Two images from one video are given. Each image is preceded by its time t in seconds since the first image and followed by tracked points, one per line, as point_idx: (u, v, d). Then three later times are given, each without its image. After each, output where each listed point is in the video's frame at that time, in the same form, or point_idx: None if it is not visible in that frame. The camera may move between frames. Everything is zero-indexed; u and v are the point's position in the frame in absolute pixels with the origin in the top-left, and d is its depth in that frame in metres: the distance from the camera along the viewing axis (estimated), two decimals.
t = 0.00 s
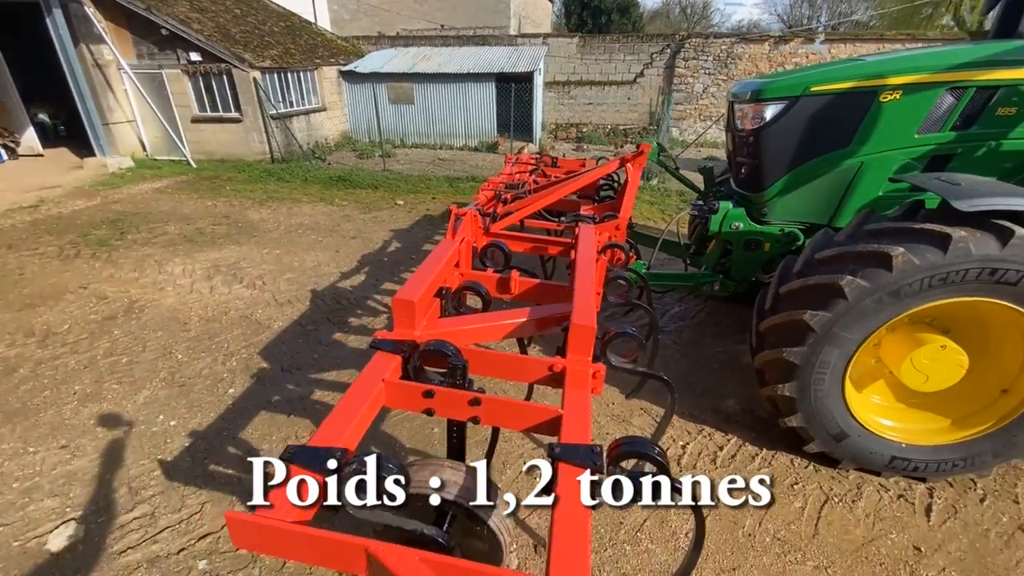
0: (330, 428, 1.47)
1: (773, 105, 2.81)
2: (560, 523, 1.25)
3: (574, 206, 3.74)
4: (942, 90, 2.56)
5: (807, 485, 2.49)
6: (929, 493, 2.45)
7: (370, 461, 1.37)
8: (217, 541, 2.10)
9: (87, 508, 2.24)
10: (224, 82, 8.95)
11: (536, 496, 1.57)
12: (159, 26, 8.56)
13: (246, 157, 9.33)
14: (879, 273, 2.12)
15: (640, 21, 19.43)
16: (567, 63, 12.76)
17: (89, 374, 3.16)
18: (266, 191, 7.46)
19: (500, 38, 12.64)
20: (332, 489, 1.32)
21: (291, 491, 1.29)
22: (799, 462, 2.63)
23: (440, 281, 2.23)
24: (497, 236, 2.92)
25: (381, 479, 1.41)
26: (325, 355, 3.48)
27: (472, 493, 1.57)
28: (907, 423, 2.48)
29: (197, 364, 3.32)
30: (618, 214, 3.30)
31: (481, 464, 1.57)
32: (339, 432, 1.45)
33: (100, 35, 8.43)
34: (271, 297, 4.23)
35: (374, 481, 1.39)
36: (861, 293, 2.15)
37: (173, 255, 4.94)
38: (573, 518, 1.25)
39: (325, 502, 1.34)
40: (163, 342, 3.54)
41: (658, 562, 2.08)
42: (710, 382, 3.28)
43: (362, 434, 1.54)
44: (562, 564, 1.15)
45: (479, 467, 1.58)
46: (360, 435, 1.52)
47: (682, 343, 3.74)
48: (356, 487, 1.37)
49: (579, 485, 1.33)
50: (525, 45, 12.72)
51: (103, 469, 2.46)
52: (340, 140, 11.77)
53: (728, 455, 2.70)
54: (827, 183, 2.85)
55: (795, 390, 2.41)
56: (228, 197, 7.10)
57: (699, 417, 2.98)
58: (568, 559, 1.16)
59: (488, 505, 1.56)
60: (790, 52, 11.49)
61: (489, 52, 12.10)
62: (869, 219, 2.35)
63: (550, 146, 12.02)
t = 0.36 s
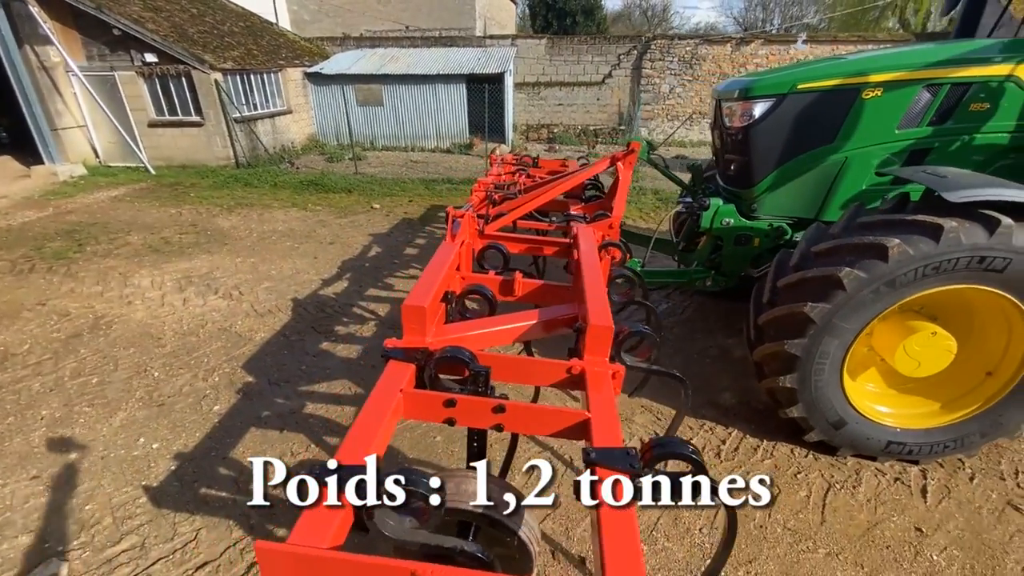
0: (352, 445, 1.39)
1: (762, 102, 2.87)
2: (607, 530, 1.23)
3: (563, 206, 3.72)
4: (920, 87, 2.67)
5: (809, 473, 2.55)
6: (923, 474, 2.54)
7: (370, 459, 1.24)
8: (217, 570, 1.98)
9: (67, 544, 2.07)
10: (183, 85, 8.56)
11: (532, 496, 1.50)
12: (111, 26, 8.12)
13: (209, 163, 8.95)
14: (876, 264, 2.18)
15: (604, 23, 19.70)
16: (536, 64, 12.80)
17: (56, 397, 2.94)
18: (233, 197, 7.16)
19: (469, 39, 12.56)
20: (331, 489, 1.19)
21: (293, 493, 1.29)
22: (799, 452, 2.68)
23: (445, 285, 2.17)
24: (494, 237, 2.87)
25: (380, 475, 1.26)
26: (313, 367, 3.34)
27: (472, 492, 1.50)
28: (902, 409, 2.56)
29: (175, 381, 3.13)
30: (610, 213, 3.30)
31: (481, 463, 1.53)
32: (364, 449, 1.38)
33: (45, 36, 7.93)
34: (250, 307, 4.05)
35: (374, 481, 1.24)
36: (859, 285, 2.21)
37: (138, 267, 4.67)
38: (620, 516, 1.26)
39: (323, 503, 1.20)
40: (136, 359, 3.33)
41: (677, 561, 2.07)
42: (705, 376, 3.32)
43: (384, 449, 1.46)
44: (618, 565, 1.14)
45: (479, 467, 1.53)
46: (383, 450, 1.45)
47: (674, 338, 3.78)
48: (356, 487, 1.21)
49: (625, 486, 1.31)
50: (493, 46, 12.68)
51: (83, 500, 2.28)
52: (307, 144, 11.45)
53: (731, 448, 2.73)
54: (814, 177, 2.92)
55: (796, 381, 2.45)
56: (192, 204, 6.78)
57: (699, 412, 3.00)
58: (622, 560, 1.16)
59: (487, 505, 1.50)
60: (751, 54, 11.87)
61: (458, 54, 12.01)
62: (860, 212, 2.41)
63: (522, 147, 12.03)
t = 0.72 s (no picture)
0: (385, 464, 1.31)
1: (754, 103, 2.92)
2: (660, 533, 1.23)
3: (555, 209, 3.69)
4: (902, 88, 2.77)
5: (814, 466, 2.60)
6: (919, 461, 2.63)
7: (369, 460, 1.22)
8: None
9: None
10: (144, 89, 8.19)
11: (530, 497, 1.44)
12: (64, 28, 7.69)
13: (174, 170, 8.57)
14: (875, 260, 2.24)
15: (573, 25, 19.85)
16: (508, 66, 12.77)
17: (29, 425, 2.74)
18: (203, 205, 6.88)
19: (440, 41, 12.44)
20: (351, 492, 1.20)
21: (294, 493, 1.47)
22: (801, 445, 2.74)
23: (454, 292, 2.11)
24: (494, 242, 2.82)
25: (381, 475, 1.23)
26: (307, 381, 3.21)
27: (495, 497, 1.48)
28: (899, 399, 2.64)
29: (160, 402, 2.96)
30: (606, 214, 3.28)
31: (481, 463, 1.34)
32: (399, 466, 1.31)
33: None
34: (232, 321, 3.88)
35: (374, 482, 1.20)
36: (860, 280, 2.27)
37: (107, 281, 4.42)
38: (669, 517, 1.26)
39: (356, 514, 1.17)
40: (114, 381, 3.14)
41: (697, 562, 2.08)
42: (704, 374, 3.36)
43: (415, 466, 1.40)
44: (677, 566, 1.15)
45: (479, 469, 1.35)
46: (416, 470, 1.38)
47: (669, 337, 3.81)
48: (356, 487, 1.21)
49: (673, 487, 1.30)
50: (465, 48, 12.61)
51: (69, 536, 2.12)
52: (276, 149, 11.12)
53: (737, 444, 2.76)
54: (804, 176, 2.99)
55: (799, 376, 2.50)
56: (160, 213, 6.47)
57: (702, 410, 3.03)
58: (680, 561, 1.16)
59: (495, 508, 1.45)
60: (718, 55, 12.16)
61: (430, 56, 11.89)
62: (855, 209, 2.48)
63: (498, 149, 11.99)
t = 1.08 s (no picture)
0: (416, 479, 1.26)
1: (732, 101, 3.01)
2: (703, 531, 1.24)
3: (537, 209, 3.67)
4: (867, 85, 2.93)
5: (803, 449, 2.71)
6: (897, 438, 2.78)
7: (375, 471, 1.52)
8: None
9: None
10: (84, 92, 7.67)
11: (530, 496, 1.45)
12: None
13: (121, 178, 8.05)
14: (858, 249, 2.35)
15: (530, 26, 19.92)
16: (470, 67, 12.68)
17: None
18: (158, 214, 6.49)
19: (400, 41, 12.24)
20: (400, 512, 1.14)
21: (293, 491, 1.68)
22: (789, 430, 2.84)
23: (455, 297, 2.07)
24: (485, 245, 2.78)
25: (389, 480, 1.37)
26: (292, 395, 3.08)
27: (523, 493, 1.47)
28: (879, 379, 2.78)
29: (134, 427, 2.77)
30: (591, 213, 3.28)
31: (481, 465, 1.44)
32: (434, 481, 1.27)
33: None
34: (204, 336, 3.67)
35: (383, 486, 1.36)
36: (844, 269, 2.37)
37: (58, 300, 4.10)
38: (709, 516, 1.28)
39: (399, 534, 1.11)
40: (79, 407, 2.91)
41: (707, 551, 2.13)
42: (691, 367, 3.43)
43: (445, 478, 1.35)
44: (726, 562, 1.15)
45: (479, 468, 1.46)
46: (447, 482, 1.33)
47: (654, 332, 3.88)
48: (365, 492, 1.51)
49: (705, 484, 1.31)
50: (426, 48, 12.45)
51: None
52: (231, 153, 10.64)
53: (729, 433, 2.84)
54: (780, 171, 3.11)
55: (789, 363, 2.59)
56: (110, 225, 6.06)
57: (693, 401, 3.10)
58: (727, 555, 1.17)
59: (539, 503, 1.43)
60: (674, 55, 12.50)
61: (390, 56, 11.67)
62: (835, 202, 2.58)
63: (463, 149, 11.90)
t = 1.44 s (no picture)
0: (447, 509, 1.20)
1: (717, 99, 3.02)
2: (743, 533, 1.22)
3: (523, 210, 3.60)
4: (843, 83, 3.01)
5: (799, 441, 2.76)
6: (884, 425, 2.87)
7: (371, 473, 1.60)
8: None
9: None
10: (18, 95, 7.09)
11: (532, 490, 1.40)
12: None
13: (64, 186, 7.49)
14: (849, 244, 2.39)
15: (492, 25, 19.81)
16: (434, 66, 12.48)
17: None
18: (109, 225, 6.06)
19: (360, 39, 11.91)
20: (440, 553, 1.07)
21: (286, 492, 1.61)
22: (782, 422, 2.89)
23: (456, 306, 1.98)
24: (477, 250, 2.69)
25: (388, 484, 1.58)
26: (274, 414, 2.91)
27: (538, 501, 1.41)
28: (866, 368, 2.87)
29: (101, 459, 2.56)
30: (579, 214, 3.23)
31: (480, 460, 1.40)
32: (465, 515, 1.20)
33: None
34: (172, 355, 3.43)
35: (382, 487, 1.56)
36: (836, 264, 2.41)
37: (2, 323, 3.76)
38: (747, 516, 1.27)
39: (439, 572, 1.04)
40: (36, 441, 2.67)
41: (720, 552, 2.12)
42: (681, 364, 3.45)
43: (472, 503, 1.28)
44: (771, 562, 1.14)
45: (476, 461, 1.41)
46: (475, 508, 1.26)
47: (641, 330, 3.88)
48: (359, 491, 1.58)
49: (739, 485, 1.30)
50: (388, 46, 12.16)
51: None
52: (185, 158, 10.10)
53: (726, 428, 2.86)
54: (762, 168, 3.15)
55: (783, 358, 2.63)
56: (55, 237, 5.62)
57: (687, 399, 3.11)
58: (773, 556, 1.16)
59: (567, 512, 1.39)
60: (636, 54, 12.67)
61: (351, 55, 11.35)
62: (821, 197, 2.63)
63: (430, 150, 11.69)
